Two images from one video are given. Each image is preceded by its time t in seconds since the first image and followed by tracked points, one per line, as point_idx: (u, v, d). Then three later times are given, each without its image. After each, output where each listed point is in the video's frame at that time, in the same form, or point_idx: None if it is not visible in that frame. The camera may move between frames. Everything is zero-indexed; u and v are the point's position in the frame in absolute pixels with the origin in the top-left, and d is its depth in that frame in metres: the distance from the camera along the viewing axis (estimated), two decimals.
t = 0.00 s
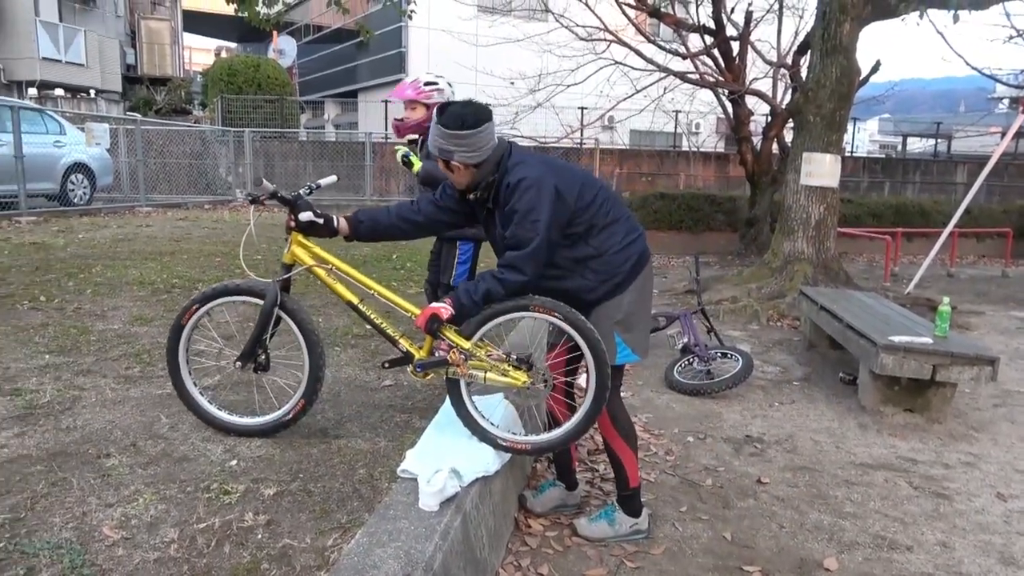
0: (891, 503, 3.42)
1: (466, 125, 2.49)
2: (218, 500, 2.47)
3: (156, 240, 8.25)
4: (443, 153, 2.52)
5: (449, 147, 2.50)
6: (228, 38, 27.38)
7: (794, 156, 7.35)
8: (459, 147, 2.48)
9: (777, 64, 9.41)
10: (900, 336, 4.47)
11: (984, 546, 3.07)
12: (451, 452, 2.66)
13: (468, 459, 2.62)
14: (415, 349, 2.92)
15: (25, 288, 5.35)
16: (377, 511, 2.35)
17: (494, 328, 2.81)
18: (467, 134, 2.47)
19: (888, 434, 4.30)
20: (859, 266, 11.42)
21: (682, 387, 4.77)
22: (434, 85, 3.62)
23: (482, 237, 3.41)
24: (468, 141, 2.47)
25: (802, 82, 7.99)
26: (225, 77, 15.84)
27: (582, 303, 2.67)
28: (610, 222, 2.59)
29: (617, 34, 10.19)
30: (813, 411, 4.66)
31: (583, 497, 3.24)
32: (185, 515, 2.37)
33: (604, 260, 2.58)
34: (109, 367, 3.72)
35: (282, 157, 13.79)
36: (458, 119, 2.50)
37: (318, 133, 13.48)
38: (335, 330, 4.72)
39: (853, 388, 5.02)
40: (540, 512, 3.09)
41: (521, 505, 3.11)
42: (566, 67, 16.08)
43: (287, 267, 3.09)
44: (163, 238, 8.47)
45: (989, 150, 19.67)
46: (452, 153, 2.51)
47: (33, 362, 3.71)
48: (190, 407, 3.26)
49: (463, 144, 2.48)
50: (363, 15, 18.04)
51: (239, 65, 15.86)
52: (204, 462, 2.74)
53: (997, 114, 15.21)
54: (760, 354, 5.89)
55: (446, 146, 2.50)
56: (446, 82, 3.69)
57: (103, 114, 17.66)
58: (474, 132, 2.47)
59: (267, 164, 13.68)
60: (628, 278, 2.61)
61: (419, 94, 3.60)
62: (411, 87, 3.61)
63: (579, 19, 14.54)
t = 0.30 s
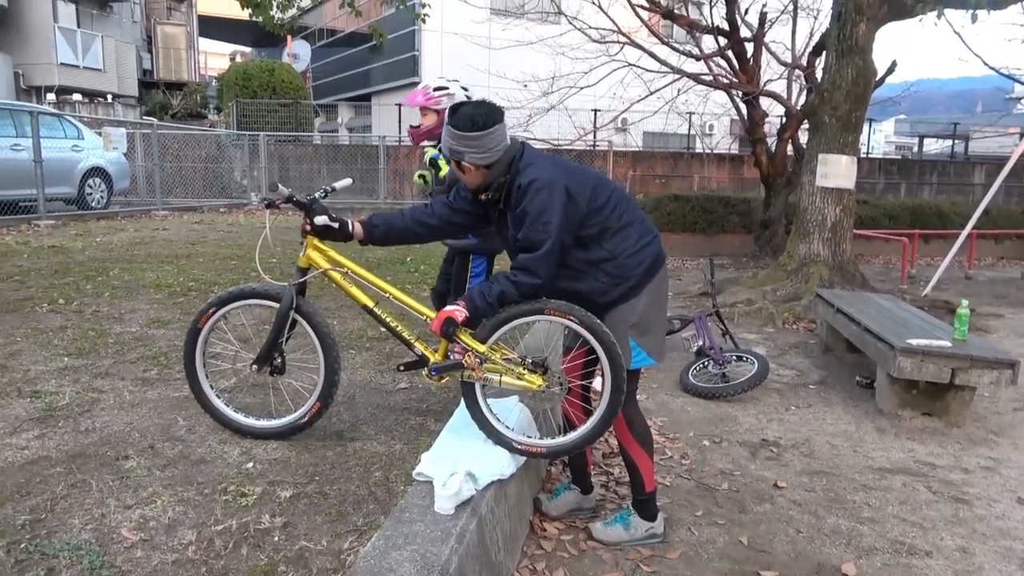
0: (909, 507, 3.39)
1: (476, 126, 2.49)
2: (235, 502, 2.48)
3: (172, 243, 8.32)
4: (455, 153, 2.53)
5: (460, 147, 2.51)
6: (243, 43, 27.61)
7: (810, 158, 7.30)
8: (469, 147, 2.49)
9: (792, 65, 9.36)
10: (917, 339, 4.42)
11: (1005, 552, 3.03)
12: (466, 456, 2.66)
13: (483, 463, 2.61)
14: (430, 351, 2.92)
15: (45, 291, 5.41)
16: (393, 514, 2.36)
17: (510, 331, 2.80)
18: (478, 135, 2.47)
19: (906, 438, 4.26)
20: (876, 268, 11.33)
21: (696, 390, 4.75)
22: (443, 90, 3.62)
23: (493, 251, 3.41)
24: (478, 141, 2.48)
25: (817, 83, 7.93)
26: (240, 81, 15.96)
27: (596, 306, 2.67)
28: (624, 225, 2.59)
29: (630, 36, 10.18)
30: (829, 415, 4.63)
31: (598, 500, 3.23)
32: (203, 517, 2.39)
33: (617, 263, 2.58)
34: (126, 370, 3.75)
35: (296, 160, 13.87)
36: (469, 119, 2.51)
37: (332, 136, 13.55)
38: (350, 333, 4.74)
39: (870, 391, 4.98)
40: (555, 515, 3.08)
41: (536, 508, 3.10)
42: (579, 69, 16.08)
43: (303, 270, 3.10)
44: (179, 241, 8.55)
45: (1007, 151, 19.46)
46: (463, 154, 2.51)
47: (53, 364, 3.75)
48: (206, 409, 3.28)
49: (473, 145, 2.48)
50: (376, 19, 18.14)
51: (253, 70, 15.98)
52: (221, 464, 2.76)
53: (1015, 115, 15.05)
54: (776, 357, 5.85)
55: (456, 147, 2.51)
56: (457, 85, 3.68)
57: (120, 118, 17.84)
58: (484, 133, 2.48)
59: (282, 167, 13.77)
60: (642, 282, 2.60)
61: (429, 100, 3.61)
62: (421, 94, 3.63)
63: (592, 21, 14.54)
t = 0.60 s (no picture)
0: (931, 516, 3.35)
1: (491, 134, 2.50)
2: (255, 510, 2.49)
3: (189, 251, 8.39)
4: (472, 163, 2.55)
5: (476, 157, 2.53)
6: (257, 52, 27.87)
7: (825, 163, 7.27)
8: (485, 156, 2.51)
9: (806, 69, 9.32)
10: (937, 345, 4.38)
11: None
12: (484, 464, 2.65)
13: (501, 471, 2.61)
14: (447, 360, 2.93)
15: (65, 300, 5.47)
16: (412, 522, 2.35)
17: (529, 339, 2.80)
18: (492, 143, 2.49)
19: (927, 445, 4.21)
20: (892, 273, 11.25)
21: (713, 396, 4.73)
22: (416, 93, 3.75)
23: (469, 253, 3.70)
24: (494, 149, 2.49)
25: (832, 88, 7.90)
26: (255, 90, 16.11)
27: (614, 313, 2.66)
28: (641, 233, 2.58)
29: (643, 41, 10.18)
30: (849, 422, 4.59)
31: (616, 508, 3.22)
32: (224, 524, 2.40)
33: (634, 271, 2.57)
34: (146, 378, 3.78)
35: (311, 168, 13.96)
36: (483, 128, 2.52)
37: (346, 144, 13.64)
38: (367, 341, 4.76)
39: (889, 398, 4.93)
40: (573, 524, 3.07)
41: (554, 516, 3.09)
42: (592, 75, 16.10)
43: (321, 278, 3.12)
44: (196, 249, 8.62)
45: None
46: (480, 164, 2.54)
47: (74, 373, 3.78)
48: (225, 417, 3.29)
49: (490, 153, 2.50)
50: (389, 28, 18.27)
51: (268, 79, 16.11)
52: (240, 472, 2.77)
53: None
54: (793, 363, 5.81)
55: (473, 156, 2.53)
56: (432, 87, 3.80)
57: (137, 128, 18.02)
58: (500, 140, 2.49)
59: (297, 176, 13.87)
60: (660, 289, 2.59)
61: (401, 100, 3.77)
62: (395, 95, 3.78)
63: (604, 28, 14.57)
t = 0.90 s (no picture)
0: (972, 528, 3.27)
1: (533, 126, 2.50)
2: (288, 511, 2.51)
3: (221, 253, 8.50)
4: (519, 158, 2.49)
5: (524, 150, 2.48)
6: (287, 56, 28.22)
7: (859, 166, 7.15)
8: (534, 147, 2.48)
9: (839, 72, 9.18)
10: (977, 352, 4.27)
11: None
12: (517, 469, 2.64)
13: (534, 476, 2.60)
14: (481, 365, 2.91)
15: (102, 301, 5.57)
16: (444, 526, 2.35)
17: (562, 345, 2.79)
18: (539, 131, 2.49)
19: (966, 455, 4.11)
20: (927, 279, 11.04)
21: (745, 403, 4.67)
22: (385, 112, 3.76)
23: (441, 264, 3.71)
24: (542, 137, 2.48)
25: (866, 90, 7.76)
26: (285, 95, 16.36)
27: (648, 318, 2.63)
28: (677, 236, 2.56)
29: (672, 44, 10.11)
30: (885, 430, 4.50)
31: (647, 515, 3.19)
32: (258, 525, 2.42)
33: (669, 275, 2.54)
34: (181, 378, 3.83)
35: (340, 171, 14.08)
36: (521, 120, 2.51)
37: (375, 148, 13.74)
38: (397, 343, 4.78)
39: (927, 407, 4.82)
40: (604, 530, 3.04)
41: (585, 522, 3.07)
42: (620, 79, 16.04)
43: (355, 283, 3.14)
44: (227, 251, 8.73)
45: None
46: (529, 157, 2.49)
47: (111, 373, 3.85)
48: (258, 418, 3.32)
49: (538, 142, 2.48)
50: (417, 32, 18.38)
51: (299, 83, 16.35)
52: (274, 474, 2.79)
53: None
54: (826, 370, 5.72)
55: (521, 150, 2.48)
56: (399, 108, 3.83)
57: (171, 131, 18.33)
58: (545, 128, 2.50)
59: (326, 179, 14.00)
60: (694, 294, 2.57)
61: (368, 117, 3.76)
62: (363, 110, 3.76)
63: (632, 31, 14.50)
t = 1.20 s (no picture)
0: (1009, 540, 3.19)
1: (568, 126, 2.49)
2: (316, 511, 2.52)
3: (252, 254, 8.61)
4: (556, 158, 2.47)
5: (561, 149, 2.47)
6: (318, 60, 28.55)
7: (892, 170, 7.03)
8: (572, 147, 2.47)
9: (872, 74, 9.04)
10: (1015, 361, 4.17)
11: None
12: (545, 473, 2.63)
13: (562, 480, 2.58)
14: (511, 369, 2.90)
15: (136, 300, 5.67)
16: (471, 528, 2.35)
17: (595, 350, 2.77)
18: (574, 132, 2.49)
19: (1002, 466, 4.01)
20: (962, 285, 10.81)
21: (773, 408, 4.61)
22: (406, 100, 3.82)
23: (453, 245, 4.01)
24: (578, 137, 2.48)
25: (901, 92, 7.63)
26: (315, 97, 16.57)
27: (679, 322, 2.61)
28: (710, 239, 2.54)
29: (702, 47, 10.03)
30: (918, 439, 4.40)
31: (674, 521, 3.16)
32: (286, 524, 2.43)
33: (702, 278, 2.51)
34: (211, 377, 3.88)
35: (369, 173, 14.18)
36: (554, 121, 2.51)
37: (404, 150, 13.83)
38: (424, 345, 4.79)
39: (962, 416, 4.72)
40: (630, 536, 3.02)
41: (611, 527, 3.05)
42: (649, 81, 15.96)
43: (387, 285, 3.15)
44: (258, 252, 8.84)
45: None
46: (566, 157, 2.47)
47: (144, 370, 3.91)
48: (287, 418, 3.35)
49: (575, 142, 2.48)
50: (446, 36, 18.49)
51: (328, 85, 16.56)
52: (302, 473, 2.81)
53: None
54: (858, 376, 5.63)
55: (558, 150, 2.46)
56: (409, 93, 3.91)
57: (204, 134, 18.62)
58: (580, 129, 2.50)
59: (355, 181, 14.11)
60: (728, 297, 2.54)
61: (395, 106, 3.77)
62: (390, 99, 3.74)
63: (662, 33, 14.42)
